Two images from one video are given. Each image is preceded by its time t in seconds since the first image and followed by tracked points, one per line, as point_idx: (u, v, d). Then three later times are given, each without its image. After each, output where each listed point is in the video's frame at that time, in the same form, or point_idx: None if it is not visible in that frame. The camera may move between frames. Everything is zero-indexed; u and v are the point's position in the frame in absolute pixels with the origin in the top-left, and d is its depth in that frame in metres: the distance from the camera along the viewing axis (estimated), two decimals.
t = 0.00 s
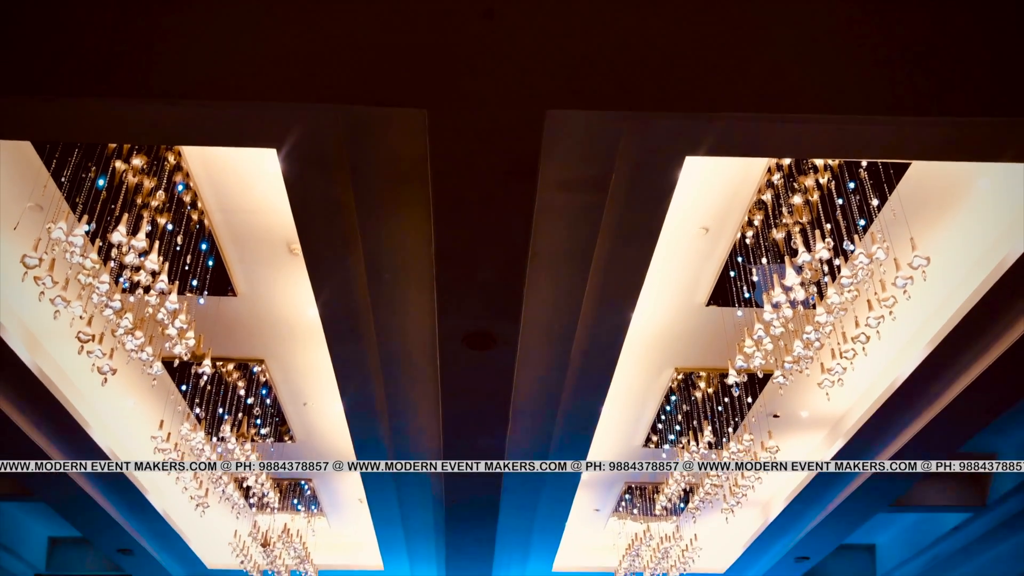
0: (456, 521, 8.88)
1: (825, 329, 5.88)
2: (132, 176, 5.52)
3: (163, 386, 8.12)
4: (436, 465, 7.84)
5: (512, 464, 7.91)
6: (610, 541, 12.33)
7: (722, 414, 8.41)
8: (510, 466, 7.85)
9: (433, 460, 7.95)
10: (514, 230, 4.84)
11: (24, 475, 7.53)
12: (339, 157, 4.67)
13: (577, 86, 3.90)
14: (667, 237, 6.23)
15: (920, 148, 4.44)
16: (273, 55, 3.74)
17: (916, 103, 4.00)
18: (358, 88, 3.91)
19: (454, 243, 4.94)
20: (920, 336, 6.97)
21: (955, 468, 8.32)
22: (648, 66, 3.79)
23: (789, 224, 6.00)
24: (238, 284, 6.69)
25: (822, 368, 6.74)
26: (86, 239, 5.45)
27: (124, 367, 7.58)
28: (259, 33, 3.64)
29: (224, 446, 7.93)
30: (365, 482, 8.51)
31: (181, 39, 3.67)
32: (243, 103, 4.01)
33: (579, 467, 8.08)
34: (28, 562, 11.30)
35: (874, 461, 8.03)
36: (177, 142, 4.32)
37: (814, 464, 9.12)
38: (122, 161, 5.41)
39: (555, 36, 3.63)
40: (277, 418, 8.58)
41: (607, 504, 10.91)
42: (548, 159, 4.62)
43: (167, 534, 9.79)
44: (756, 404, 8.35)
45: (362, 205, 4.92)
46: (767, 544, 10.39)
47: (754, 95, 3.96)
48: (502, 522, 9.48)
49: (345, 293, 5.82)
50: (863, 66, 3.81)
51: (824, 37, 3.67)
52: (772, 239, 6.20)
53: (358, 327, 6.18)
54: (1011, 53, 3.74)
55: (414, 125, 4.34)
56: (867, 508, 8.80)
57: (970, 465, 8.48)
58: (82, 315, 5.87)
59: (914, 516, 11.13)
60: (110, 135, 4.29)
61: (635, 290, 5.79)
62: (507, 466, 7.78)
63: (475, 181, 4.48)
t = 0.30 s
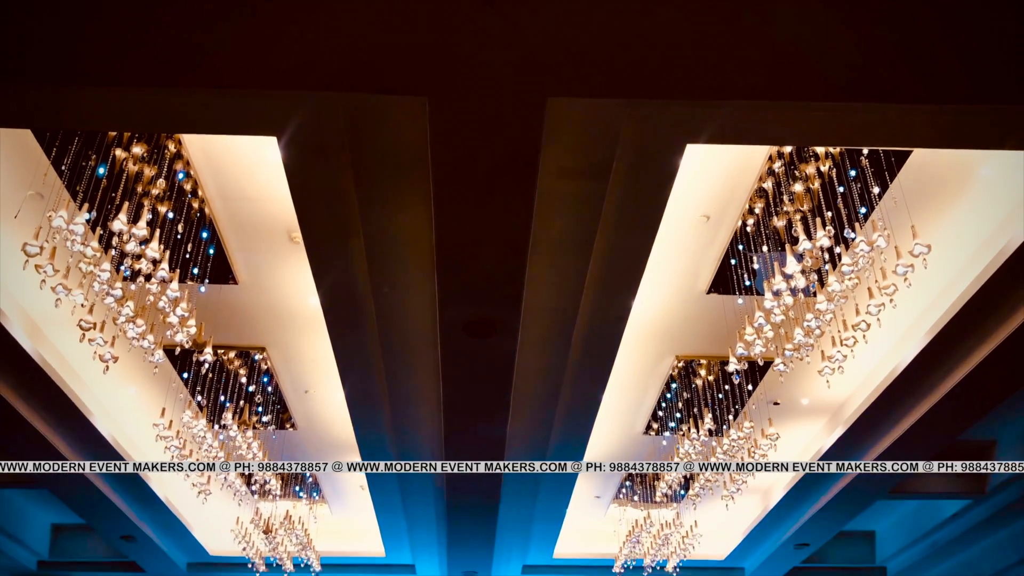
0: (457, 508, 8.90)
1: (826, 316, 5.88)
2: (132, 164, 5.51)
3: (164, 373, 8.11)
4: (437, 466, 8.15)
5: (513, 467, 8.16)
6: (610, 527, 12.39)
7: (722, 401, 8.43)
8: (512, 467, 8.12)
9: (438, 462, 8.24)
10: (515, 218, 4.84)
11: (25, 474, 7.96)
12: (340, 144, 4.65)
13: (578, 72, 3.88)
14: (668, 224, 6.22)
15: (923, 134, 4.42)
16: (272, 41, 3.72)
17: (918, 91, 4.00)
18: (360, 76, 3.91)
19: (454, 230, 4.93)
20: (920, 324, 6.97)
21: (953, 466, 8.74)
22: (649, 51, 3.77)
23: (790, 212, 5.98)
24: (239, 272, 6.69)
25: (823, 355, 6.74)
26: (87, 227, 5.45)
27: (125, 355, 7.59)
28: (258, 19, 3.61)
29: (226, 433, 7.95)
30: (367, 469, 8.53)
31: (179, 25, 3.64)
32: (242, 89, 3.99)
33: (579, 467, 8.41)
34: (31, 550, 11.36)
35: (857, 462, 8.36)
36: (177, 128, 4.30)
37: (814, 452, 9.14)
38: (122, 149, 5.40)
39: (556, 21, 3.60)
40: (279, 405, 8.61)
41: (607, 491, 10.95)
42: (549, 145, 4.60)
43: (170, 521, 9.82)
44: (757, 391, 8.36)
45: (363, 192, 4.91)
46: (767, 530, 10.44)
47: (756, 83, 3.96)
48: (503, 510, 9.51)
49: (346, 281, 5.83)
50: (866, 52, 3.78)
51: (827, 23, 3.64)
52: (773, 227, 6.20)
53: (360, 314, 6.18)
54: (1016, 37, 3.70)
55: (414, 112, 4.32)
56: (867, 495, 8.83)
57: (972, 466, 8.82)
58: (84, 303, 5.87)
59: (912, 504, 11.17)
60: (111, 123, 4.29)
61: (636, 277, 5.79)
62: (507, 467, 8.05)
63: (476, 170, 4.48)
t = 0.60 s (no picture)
0: (459, 497, 8.93)
1: (827, 306, 5.87)
2: (134, 154, 5.51)
3: (166, 363, 8.14)
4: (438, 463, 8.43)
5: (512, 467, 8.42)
6: (611, 516, 12.43)
7: (724, 391, 8.43)
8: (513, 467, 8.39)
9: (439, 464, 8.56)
10: (517, 208, 4.83)
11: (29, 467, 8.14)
12: (342, 133, 4.65)
13: (580, 61, 3.86)
14: (669, 214, 6.21)
15: (926, 123, 4.40)
16: (272, 30, 3.71)
17: (922, 79, 3.98)
18: (361, 64, 3.90)
19: (456, 218, 4.93)
20: (923, 313, 6.96)
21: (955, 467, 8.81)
22: (652, 40, 3.75)
23: (792, 201, 5.97)
24: (241, 261, 6.69)
25: (825, 345, 6.74)
26: (89, 216, 5.44)
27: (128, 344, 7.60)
28: (258, 7, 3.59)
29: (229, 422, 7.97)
30: (368, 458, 8.55)
31: (179, 14, 3.63)
32: (243, 77, 3.99)
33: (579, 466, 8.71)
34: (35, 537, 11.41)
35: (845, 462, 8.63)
36: (177, 116, 4.30)
37: (815, 441, 9.16)
38: (124, 138, 5.40)
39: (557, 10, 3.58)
40: (281, 394, 8.63)
41: (609, 480, 10.98)
42: (551, 134, 4.59)
43: (173, 509, 9.85)
44: (759, 381, 8.37)
45: (364, 181, 4.91)
46: (769, 520, 10.46)
47: (759, 71, 3.95)
48: (505, 499, 9.54)
49: (348, 270, 5.84)
50: (870, 41, 3.76)
51: (831, 12, 3.62)
52: (775, 217, 6.19)
53: (361, 303, 6.19)
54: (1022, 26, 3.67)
55: (416, 99, 4.31)
56: (869, 484, 8.85)
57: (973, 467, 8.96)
58: (86, 292, 5.87)
59: (913, 493, 11.13)
60: (113, 112, 4.29)
61: (638, 266, 5.78)
62: (507, 468, 8.32)
63: (478, 159, 4.47)
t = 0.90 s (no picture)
0: (463, 486, 8.95)
1: (831, 296, 5.87)
2: (138, 143, 5.51)
3: (170, 352, 8.15)
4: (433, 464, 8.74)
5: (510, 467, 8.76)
6: (614, 506, 12.45)
7: (727, 380, 8.44)
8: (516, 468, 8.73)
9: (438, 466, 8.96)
10: (521, 197, 4.83)
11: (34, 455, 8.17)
12: (345, 122, 4.65)
13: (584, 48, 3.85)
14: (673, 203, 6.20)
15: (932, 111, 4.38)
16: (276, 18, 3.70)
17: (928, 67, 3.96)
18: (365, 53, 3.89)
19: (459, 208, 4.92)
20: (927, 302, 6.96)
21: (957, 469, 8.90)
22: (656, 28, 3.74)
23: (797, 190, 5.96)
24: (244, 251, 6.70)
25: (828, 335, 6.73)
26: (93, 205, 5.44)
27: (132, 333, 7.63)
28: None
29: (233, 410, 7.99)
30: (372, 446, 8.57)
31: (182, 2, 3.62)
32: (247, 66, 3.99)
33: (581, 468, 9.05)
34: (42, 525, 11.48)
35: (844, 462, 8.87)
36: (182, 105, 4.30)
37: (818, 430, 9.17)
38: (128, 126, 5.40)
39: None
40: (285, 383, 8.64)
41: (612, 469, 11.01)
42: (555, 122, 4.58)
43: (177, 497, 9.88)
44: (762, 370, 8.38)
45: (368, 170, 4.90)
46: (771, 509, 10.48)
47: (763, 60, 3.93)
48: (509, 487, 9.55)
49: (351, 260, 5.85)
50: (875, 28, 3.74)
51: None
52: (779, 206, 6.18)
53: (365, 293, 6.19)
54: None
55: (420, 87, 4.31)
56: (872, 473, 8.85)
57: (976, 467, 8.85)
58: (90, 281, 5.87)
59: (913, 484, 10.91)
60: (118, 102, 4.30)
61: (642, 255, 5.77)
62: (508, 469, 8.63)
63: (481, 148, 4.47)
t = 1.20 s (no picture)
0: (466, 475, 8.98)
1: (834, 284, 5.85)
2: (140, 131, 5.50)
3: (174, 341, 8.16)
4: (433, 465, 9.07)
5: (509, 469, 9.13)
6: (616, 493, 12.48)
7: (729, 368, 8.45)
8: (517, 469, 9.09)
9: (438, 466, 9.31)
10: (523, 186, 4.83)
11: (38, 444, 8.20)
12: (347, 110, 4.64)
13: (586, 36, 3.83)
14: (675, 191, 6.19)
15: (936, 98, 4.36)
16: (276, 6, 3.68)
17: (932, 54, 3.93)
18: (367, 41, 3.88)
19: (461, 196, 4.91)
20: (930, 291, 6.94)
21: (959, 470, 8.95)
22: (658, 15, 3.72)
23: (800, 178, 5.94)
24: (246, 239, 6.71)
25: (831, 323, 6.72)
26: (94, 194, 5.43)
27: (135, 322, 7.65)
28: None
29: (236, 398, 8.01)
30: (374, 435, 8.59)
31: None
32: (248, 53, 3.97)
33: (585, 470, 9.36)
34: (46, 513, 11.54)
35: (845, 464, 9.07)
36: (183, 93, 4.29)
37: (820, 419, 9.17)
38: (129, 115, 5.39)
39: None
40: (288, 372, 8.65)
41: (614, 457, 11.02)
42: (557, 110, 4.57)
43: (181, 485, 9.92)
44: (765, 359, 8.38)
45: (370, 158, 4.89)
46: (773, 497, 10.50)
47: (767, 48, 3.92)
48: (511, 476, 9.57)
49: (353, 248, 5.85)
50: (879, 16, 3.71)
51: None
52: (782, 194, 6.16)
53: (367, 281, 6.19)
54: None
55: (421, 75, 4.29)
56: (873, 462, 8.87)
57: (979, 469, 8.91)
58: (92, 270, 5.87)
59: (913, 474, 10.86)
60: (120, 89, 4.29)
61: (644, 244, 5.76)
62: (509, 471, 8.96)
63: (483, 136, 4.46)
